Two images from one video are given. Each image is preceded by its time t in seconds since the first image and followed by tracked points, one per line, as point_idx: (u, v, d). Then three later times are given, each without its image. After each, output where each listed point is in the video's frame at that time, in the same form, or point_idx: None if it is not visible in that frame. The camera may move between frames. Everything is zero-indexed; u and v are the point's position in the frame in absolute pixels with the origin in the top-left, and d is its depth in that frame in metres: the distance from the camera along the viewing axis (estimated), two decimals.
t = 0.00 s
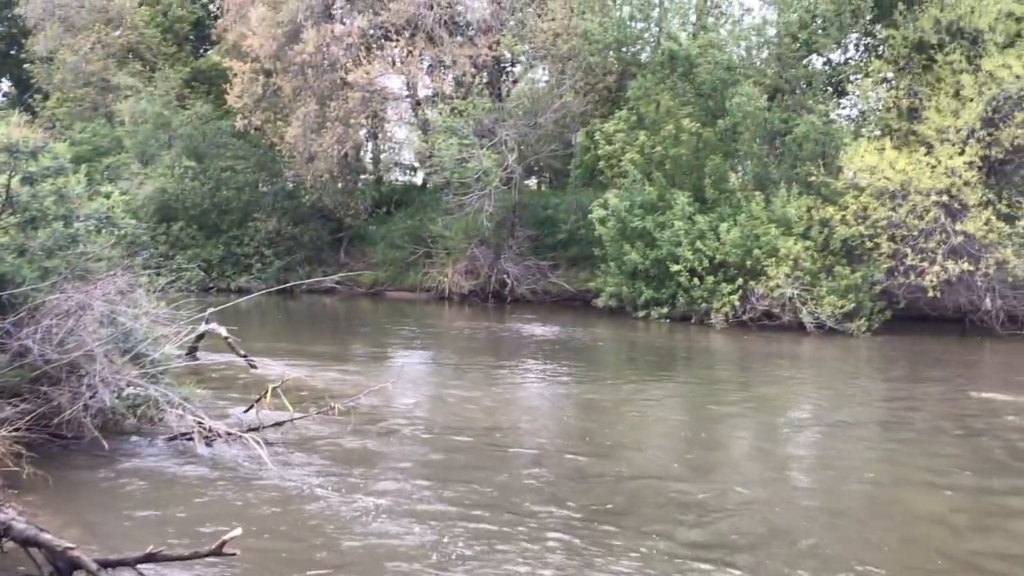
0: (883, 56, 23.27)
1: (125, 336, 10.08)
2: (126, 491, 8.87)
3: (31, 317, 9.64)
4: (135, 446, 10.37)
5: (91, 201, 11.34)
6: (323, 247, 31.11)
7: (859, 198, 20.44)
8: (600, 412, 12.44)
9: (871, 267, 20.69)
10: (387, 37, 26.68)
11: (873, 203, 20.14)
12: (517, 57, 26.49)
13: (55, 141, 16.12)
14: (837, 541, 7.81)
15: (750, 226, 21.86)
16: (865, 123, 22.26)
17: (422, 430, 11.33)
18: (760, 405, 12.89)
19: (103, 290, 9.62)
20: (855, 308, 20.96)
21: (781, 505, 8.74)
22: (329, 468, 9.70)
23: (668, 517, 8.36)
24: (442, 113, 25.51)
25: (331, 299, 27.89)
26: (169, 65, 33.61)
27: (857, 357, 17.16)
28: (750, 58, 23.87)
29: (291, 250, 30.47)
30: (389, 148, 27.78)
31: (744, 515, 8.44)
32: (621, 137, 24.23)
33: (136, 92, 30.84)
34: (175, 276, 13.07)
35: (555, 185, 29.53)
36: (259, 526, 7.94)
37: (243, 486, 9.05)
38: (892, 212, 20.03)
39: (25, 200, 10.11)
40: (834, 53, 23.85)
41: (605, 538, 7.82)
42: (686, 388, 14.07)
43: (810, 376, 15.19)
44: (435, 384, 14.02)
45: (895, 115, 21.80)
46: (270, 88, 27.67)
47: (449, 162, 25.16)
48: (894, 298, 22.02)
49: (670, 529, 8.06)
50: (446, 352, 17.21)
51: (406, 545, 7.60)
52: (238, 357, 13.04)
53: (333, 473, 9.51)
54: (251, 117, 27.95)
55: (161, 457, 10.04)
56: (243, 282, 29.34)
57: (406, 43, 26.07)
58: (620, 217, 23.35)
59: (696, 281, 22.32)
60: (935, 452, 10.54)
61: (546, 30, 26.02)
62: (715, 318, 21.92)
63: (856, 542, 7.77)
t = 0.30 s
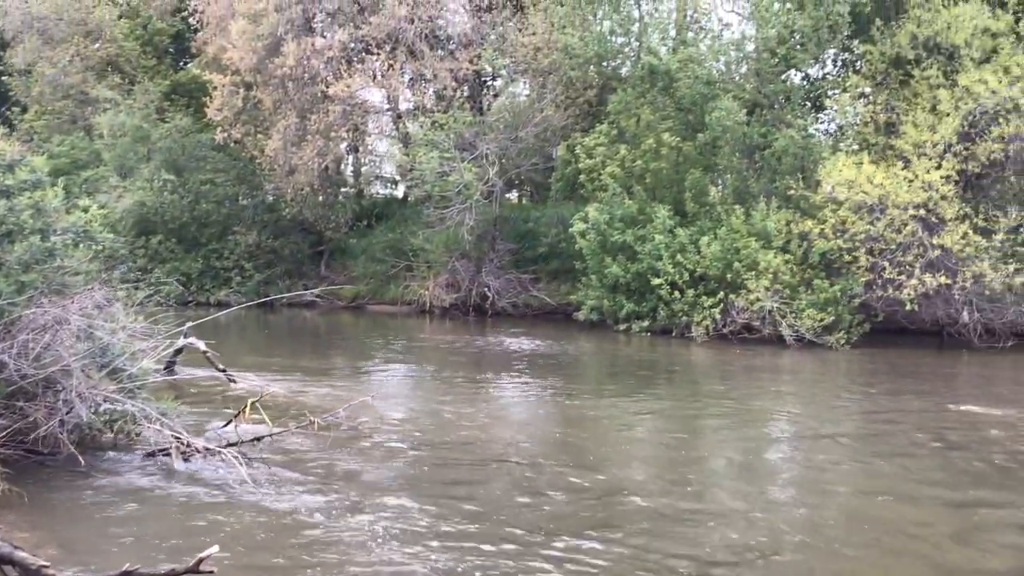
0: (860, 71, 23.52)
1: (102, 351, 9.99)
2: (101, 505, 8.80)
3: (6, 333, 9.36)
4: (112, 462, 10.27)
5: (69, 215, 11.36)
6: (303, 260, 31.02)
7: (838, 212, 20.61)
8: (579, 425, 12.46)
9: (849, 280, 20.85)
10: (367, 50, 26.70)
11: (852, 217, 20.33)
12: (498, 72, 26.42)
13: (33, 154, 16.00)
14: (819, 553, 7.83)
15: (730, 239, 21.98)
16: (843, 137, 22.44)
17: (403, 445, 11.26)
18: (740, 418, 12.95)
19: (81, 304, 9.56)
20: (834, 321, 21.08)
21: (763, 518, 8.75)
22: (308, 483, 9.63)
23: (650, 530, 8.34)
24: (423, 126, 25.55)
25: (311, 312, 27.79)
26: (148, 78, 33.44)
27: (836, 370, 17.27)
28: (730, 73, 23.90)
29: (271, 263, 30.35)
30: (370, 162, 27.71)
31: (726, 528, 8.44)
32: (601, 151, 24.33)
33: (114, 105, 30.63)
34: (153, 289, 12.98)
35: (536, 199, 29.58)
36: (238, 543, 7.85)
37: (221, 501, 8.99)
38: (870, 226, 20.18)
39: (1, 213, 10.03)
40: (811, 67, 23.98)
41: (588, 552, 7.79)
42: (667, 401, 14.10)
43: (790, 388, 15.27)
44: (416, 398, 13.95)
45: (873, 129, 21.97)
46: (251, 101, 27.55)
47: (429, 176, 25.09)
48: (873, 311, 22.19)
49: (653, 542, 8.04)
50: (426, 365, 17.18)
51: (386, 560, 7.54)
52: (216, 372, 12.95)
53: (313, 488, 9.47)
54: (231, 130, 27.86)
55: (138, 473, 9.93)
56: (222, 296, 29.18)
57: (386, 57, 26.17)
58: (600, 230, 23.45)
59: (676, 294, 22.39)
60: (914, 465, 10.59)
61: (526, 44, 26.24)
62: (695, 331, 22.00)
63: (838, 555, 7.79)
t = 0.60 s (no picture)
0: (849, 80, 23.65)
1: (90, 360, 9.92)
2: (88, 515, 8.75)
3: None
4: (100, 472, 10.22)
5: (58, 224, 11.33)
6: (293, 268, 30.96)
7: (827, 221, 20.65)
8: (570, 433, 12.46)
9: (839, 288, 20.94)
10: (358, 59, 26.69)
11: (841, 226, 20.34)
12: (489, 80, 26.71)
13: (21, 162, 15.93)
14: (808, 561, 7.82)
15: (720, 247, 22.04)
16: (832, 146, 22.47)
17: (393, 454, 11.22)
18: (731, 426, 12.98)
19: (70, 313, 9.54)
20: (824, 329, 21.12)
21: (753, 526, 8.74)
22: (297, 493, 9.59)
23: (641, 539, 8.33)
24: (413, 135, 25.55)
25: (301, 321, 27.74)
26: (139, 86, 33.30)
27: (826, 378, 17.33)
28: (719, 82, 23.68)
29: (261, 271, 30.33)
30: (360, 170, 27.60)
31: (715, 536, 8.44)
32: (592, 160, 24.38)
33: (104, 112, 30.48)
34: (143, 298, 12.93)
35: (526, 207, 29.62)
36: (226, 553, 7.82)
37: (210, 511, 8.95)
38: (859, 234, 20.22)
39: None
40: (801, 77, 23.98)
41: (580, 561, 7.77)
42: (657, 409, 14.11)
43: (779, 396, 15.32)
44: (406, 407, 13.91)
45: (862, 138, 22.02)
46: (241, 109, 27.52)
47: (419, 184, 25.03)
48: (863, 319, 22.27)
49: (644, 551, 8.03)
50: (417, 373, 17.16)
51: (374, 570, 7.51)
52: (206, 381, 12.91)
53: (302, 497, 9.44)
54: (221, 138, 27.79)
55: (127, 482, 9.88)
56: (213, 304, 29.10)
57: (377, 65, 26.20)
58: (590, 238, 23.51)
59: (667, 302, 22.41)
60: (903, 473, 10.60)
61: (517, 52, 26.38)
62: (686, 339, 22.00)
63: (826, 562, 7.80)
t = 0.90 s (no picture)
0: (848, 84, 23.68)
1: (90, 364, 9.93)
2: (88, 519, 8.74)
3: None
4: (99, 476, 10.21)
5: (57, 228, 11.34)
6: (293, 272, 30.97)
7: (826, 224, 20.66)
8: (569, 437, 12.45)
9: (839, 292, 20.96)
10: (358, 63, 26.74)
11: (840, 229, 20.35)
12: (488, 85, 26.79)
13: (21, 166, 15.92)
14: (804, 565, 7.84)
15: (719, 251, 22.04)
16: (831, 149, 22.53)
17: (393, 458, 11.23)
18: (730, 430, 12.97)
19: (69, 317, 9.55)
20: (823, 333, 21.12)
21: (751, 529, 8.76)
22: (296, 496, 9.60)
23: (639, 542, 8.34)
24: (413, 139, 25.56)
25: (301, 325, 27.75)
26: (138, 90, 33.31)
27: (825, 382, 17.32)
28: (719, 86, 23.68)
29: (261, 276, 30.37)
30: (359, 174, 27.62)
31: (714, 539, 8.45)
32: (592, 163, 24.41)
33: (104, 117, 30.49)
34: (143, 302, 12.94)
35: (526, 211, 29.61)
36: (225, 557, 7.83)
37: (208, 515, 8.94)
38: (859, 238, 20.22)
39: None
40: (801, 80, 24.01)
41: (577, 564, 7.78)
42: (657, 413, 14.10)
43: (779, 400, 15.31)
44: (405, 411, 13.92)
45: (861, 142, 22.05)
46: (241, 113, 27.53)
47: (419, 188, 25.08)
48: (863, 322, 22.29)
49: (643, 554, 8.04)
50: (416, 377, 17.15)
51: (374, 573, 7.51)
52: (205, 385, 12.90)
53: (301, 501, 9.43)
54: (220, 142, 27.79)
55: (127, 486, 9.89)
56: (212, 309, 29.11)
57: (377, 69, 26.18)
58: (588, 242, 23.51)
59: (667, 305, 22.41)
60: (902, 476, 10.61)
61: (516, 57, 26.43)
62: (686, 343, 22.00)
63: (822, 566, 7.80)
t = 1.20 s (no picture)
0: (853, 82, 23.65)
1: (95, 363, 9.95)
2: (94, 518, 8.76)
3: None
4: (105, 475, 10.23)
5: (62, 228, 11.38)
6: (297, 272, 31.01)
7: (832, 223, 20.63)
8: (574, 436, 12.45)
9: (844, 291, 20.93)
10: (362, 62, 26.77)
11: (846, 228, 20.33)
12: (492, 83, 26.83)
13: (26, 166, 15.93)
14: (809, 564, 7.82)
15: (724, 249, 22.03)
16: (836, 148, 22.50)
17: (397, 457, 11.22)
18: (735, 429, 12.95)
19: (75, 316, 9.58)
20: (828, 331, 21.09)
21: (756, 528, 8.73)
22: (301, 496, 9.60)
23: (644, 541, 8.32)
24: (417, 138, 25.57)
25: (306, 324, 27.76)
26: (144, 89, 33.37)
27: (831, 381, 17.29)
28: (723, 85, 23.65)
29: (265, 275, 30.45)
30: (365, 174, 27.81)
31: (720, 539, 8.43)
32: (596, 162, 24.40)
33: (109, 116, 30.55)
34: (148, 302, 12.96)
35: (531, 210, 29.61)
36: (230, 556, 7.82)
37: (213, 514, 8.95)
38: (864, 237, 20.19)
39: None
40: (805, 79, 24.00)
41: (582, 563, 7.78)
42: (662, 412, 14.09)
43: (784, 399, 15.28)
44: (410, 410, 13.91)
45: (866, 140, 22.01)
46: (246, 112, 27.57)
47: (424, 187, 25.09)
48: (868, 321, 22.25)
49: (648, 554, 8.02)
50: (421, 376, 17.15)
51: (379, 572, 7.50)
52: (210, 384, 12.91)
53: (306, 500, 9.44)
54: (226, 141, 27.81)
55: (132, 485, 9.89)
56: (217, 308, 29.15)
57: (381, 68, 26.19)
58: (593, 241, 23.50)
59: (672, 304, 22.40)
60: (908, 476, 10.57)
61: (521, 55, 26.43)
62: (691, 342, 21.97)
63: (828, 565, 7.79)
